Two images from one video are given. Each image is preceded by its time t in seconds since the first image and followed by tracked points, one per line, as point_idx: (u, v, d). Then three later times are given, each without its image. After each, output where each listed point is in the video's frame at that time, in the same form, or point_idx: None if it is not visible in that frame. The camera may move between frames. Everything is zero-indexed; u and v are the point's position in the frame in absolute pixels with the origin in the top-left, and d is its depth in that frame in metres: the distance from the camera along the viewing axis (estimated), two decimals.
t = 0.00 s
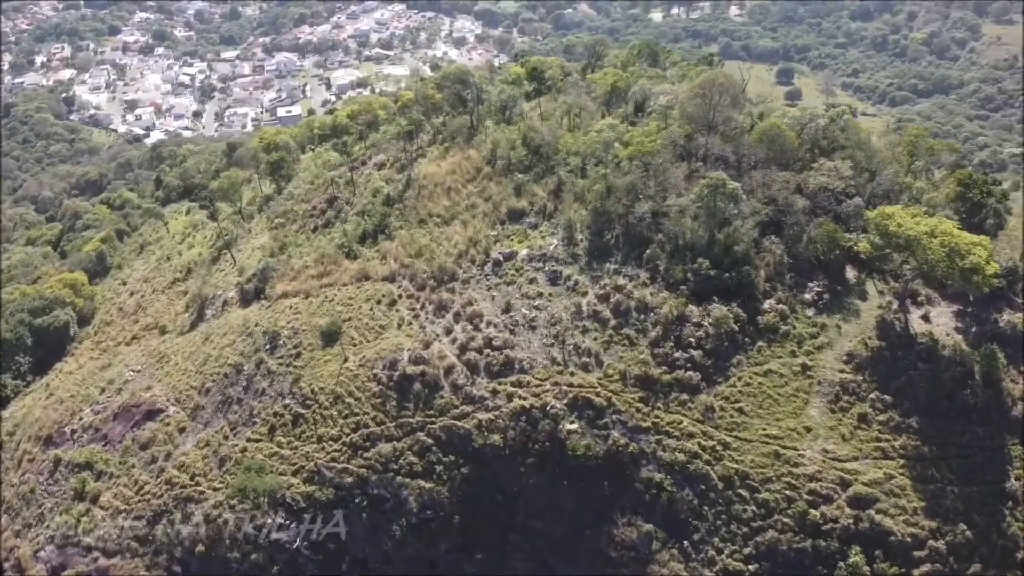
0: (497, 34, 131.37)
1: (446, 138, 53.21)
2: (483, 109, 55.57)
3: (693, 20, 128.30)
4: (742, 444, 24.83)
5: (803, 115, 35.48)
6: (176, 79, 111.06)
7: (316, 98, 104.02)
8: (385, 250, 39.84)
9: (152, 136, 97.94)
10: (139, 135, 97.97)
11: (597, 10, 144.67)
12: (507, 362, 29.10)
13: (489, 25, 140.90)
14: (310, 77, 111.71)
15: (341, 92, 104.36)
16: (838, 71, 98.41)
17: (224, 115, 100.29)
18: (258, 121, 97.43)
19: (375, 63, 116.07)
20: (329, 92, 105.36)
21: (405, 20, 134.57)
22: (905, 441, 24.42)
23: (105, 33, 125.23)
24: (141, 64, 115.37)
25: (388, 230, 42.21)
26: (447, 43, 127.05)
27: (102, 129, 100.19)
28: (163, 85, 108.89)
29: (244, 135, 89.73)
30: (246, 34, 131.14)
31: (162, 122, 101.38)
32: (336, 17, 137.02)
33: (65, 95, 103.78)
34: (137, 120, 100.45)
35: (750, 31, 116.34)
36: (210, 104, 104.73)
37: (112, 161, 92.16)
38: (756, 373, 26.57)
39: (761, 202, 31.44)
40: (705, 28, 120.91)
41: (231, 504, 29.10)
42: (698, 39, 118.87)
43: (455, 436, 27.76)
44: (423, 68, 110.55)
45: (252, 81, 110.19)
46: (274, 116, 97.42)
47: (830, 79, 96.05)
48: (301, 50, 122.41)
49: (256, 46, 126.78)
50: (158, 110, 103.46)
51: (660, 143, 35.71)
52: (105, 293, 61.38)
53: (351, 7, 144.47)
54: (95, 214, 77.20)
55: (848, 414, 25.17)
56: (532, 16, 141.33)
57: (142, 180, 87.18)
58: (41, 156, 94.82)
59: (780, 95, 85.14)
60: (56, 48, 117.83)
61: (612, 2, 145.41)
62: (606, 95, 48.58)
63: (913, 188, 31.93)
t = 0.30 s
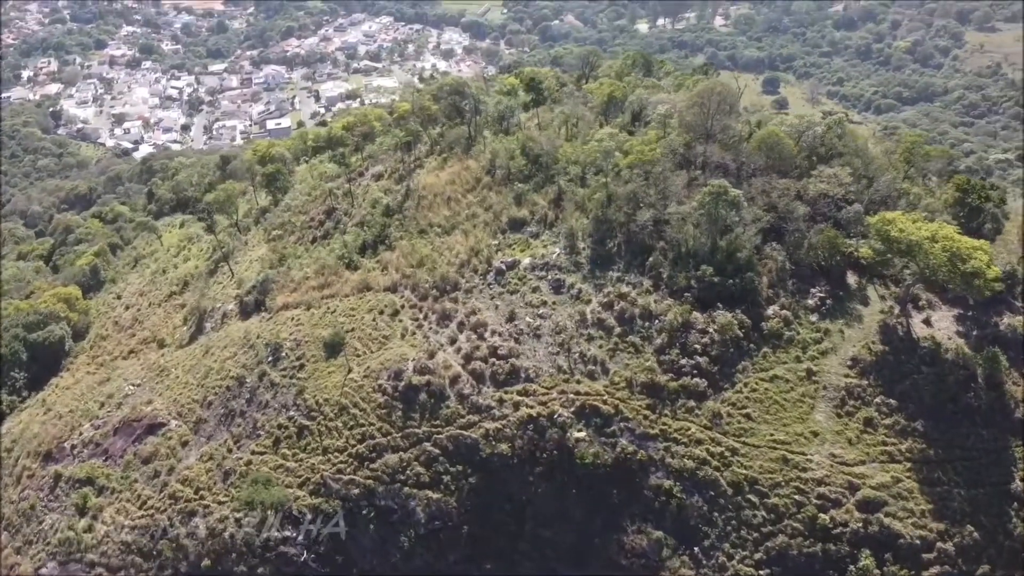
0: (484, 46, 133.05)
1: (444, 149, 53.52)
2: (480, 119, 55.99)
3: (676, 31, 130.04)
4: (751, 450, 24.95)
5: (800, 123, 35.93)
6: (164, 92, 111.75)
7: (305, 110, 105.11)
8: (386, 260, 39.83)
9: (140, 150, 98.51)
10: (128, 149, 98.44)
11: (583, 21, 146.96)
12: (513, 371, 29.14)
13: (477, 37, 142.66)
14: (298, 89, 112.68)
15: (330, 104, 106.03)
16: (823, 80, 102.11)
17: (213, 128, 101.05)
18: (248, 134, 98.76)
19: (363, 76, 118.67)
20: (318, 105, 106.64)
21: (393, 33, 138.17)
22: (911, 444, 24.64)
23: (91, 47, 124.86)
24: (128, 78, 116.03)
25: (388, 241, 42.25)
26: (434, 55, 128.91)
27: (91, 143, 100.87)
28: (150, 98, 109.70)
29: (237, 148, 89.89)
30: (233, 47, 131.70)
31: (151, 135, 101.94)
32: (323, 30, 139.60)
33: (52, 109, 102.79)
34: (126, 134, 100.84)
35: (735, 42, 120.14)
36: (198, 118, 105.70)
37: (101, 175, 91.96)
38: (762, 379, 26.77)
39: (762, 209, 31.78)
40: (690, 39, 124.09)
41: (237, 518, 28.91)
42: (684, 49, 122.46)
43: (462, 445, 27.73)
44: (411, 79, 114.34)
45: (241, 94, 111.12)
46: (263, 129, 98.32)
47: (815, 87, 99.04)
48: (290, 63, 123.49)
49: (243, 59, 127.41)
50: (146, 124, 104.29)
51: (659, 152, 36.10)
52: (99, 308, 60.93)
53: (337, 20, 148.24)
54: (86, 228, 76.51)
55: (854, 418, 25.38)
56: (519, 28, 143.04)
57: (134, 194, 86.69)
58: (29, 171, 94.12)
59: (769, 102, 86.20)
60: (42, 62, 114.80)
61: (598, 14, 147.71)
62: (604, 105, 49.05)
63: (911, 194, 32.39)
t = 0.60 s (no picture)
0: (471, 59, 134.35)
1: (442, 161, 53.74)
2: (477, 131, 56.36)
3: (661, 42, 136.23)
4: (760, 455, 25.13)
5: (798, 131, 36.40)
6: (149, 107, 110.54)
7: (292, 124, 107.08)
8: (387, 272, 39.85)
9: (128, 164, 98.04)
10: (115, 164, 97.36)
11: (568, 34, 149.09)
12: (520, 380, 29.23)
13: (463, 50, 143.90)
14: (285, 103, 114.43)
15: (318, 117, 107.71)
16: (806, 89, 103.63)
17: (200, 142, 102.37)
18: (235, 148, 100.48)
19: (351, 89, 120.04)
20: (306, 118, 108.43)
21: (380, 47, 139.27)
22: (918, 447, 24.90)
23: (75, 62, 116.34)
24: (115, 93, 113.20)
25: (388, 252, 42.28)
26: (421, 67, 130.21)
27: (76, 160, 96.72)
28: (137, 114, 107.75)
29: (230, 162, 89.80)
30: (219, 61, 131.82)
31: (138, 150, 101.48)
32: (309, 44, 140.95)
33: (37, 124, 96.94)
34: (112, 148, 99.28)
35: (721, 52, 124.21)
36: (185, 132, 106.69)
37: (88, 190, 91.33)
38: (768, 385, 27.04)
39: (763, 217, 32.21)
40: (676, 50, 127.11)
41: (245, 532, 28.72)
42: (669, 61, 124.81)
43: (470, 455, 27.71)
44: (399, 93, 116.37)
45: (227, 107, 112.75)
46: (252, 143, 100.62)
47: (799, 97, 99.66)
48: (276, 76, 124.29)
49: (229, 74, 128.04)
50: (133, 139, 103.24)
51: (659, 162, 36.50)
52: (93, 324, 60.27)
53: (323, 34, 149.33)
54: (77, 244, 75.55)
55: (861, 422, 25.67)
56: (505, 41, 144.76)
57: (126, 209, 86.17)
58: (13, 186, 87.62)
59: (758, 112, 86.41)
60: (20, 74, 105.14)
61: (583, 27, 149.18)
62: (601, 116, 49.57)
63: (908, 200, 32.91)
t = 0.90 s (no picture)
0: (457, 72, 135.59)
1: (439, 172, 53.92)
2: (474, 143, 56.66)
3: (647, 54, 138.23)
4: (768, 461, 25.34)
5: (795, 140, 36.87)
6: (135, 123, 112.59)
7: (280, 138, 107.24)
8: (389, 283, 39.85)
9: (116, 180, 98.36)
10: (101, 179, 97.92)
11: (553, 46, 151.42)
12: (526, 390, 29.29)
13: (449, 63, 144.85)
14: (272, 117, 114.92)
15: (306, 131, 107.93)
16: (790, 99, 106.19)
17: (187, 157, 102.83)
18: (223, 162, 100.96)
19: (338, 102, 120.60)
20: (294, 131, 108.92)
21: (366, 61, 140.34)
22: (923, 451, 25.14)
23: (61, 79, 122.07)
24: (98, 108, 115.62)
25: (388, 263, 42.30)
26: (408, 80, 131.14)
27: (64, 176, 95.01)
28: (122, 128, 110.15)
29: (222, 176, 89.77)
30: (204, 76, 132.49)
31: (124, 165, 102.36)
32: (295, 59, 141.47)
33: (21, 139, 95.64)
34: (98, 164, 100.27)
35: (704, 64, 127.38)
36: (172, 146, 107.32)
37: (76, 207, 90.72)
38: (774, 392, 27.34)
39: (764, 225, 32.62)
40: (660, 62, 129.57)
41: (251, 546, 28.52)
42: (654, 73, 126.49)
43: (478, 466, 27.68)
44: (387, 106, 117.24)
45: (213, 122, 113.15)
46: (240, 157, 100.87)
47: (783, 107, 101.24)
48: (263, 91, 125.03)
49: (215, 89, 127.97)
50: (119, 154, 104.27)
51: (659, 172, 36.87)
52: (87, 340, 59.73)
53: (309, 49, 150.09)
54: (68, 260, 75.09)
55: (866, 427, 25.96)
56: (491, 54, 146.26)
57: (116, 224, 86.10)
58: None
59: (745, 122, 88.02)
60: (10, 94, 112.38)
61: (568, 39, 153.47)
62: (597, 127, 50.09)
63: (906, 207, 33.41)
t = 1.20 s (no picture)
0: (444, 85, 136.70)
1: (436, 184, 54.23)
2: (472, 154, 57.07)
3: (631, 66, 139.90)
4: (776, 467, 25.54)
5: (792, 149, 37.40)
6: (120, 137, 111.70)
7: (268, 151, 107.55)
8: (390, 295, 39.92)
9: (102, 197, 97.21)
10: (88, 196, 97.67)
11: (538, 59, 153.14)
12: (532, 400, 29.39)
13: (435, 76, 146.08)
14: (259, 130, 115.43)
15: (294, 144, 108.14)
16: (774, 109, 108.24)
17: (174, 172, 101.82)
18: (211, 177, 99.47)
19: (325, 115, 121.17)
20: (281, 145, 108.96)
21: (352, 74, 141.44)
22: (929, 454, 25.41)
23: (44, 93, 124.57)
24: (83, 124, 115.43)
25: (388, 275, 42.35)
26: (395, 93, 132.03)
27: (47, 189, 99.63)
28: (108, 143, 109.56)
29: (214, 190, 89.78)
30: (190, 90, 132.76)
31: (110, 181, 101.23)
32: (280, 72, 142.18)
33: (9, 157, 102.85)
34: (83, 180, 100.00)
35: (687, 76, 129.73)
36: (158, 162, 106.21)
37: (64, 222, 90.23)
38: (780, 398, 27.60)
39: (764, 233, 33.06)
40: (644, 74, 131.46)
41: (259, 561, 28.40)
42: (640, 84, 128.02)
43: (487, 476, 27.68)
44: (374, 119, 118.05)
45: (200, 136, 112.23)
46: (227, 172, 100.02)
47: (767, 117, 102.79)
48: (248, 105, 125.45)
49: (201, 103, 127.76)
50: (104, 169, 103.45)
51: (658, 181, 37.31)
52: (80, 356, 59.15)
53: (295, 63, 150.48)
54: (58, 276, 74.48)
55: (872, 431, 26.24)
56: (477, 66, 147.66)
57: (105, 239, 85.32)
58: None
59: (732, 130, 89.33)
60: None
61: (552, 52, 155.38)
62: (594, 138, 50.63)
63: (903, 214, 33.92)
